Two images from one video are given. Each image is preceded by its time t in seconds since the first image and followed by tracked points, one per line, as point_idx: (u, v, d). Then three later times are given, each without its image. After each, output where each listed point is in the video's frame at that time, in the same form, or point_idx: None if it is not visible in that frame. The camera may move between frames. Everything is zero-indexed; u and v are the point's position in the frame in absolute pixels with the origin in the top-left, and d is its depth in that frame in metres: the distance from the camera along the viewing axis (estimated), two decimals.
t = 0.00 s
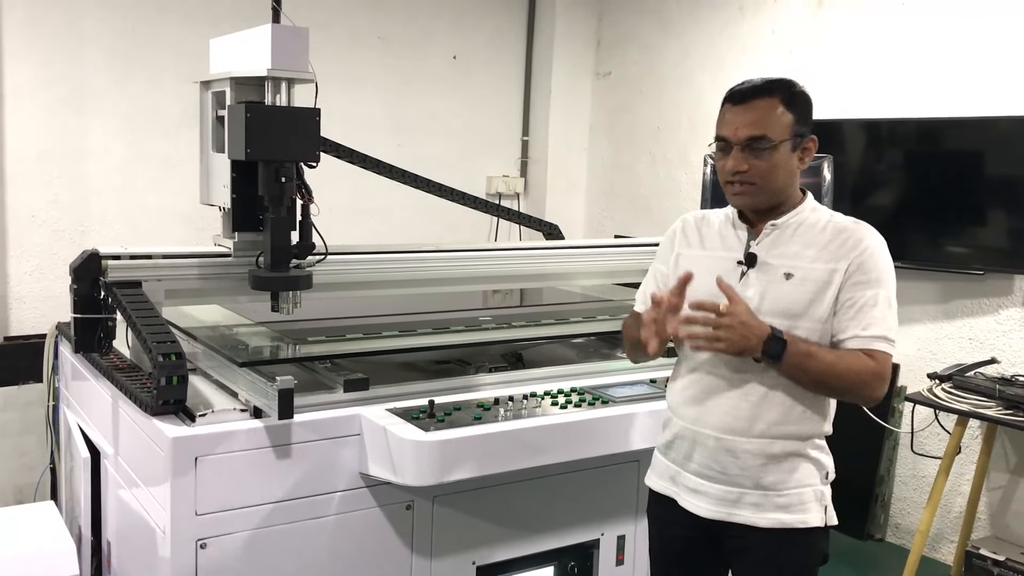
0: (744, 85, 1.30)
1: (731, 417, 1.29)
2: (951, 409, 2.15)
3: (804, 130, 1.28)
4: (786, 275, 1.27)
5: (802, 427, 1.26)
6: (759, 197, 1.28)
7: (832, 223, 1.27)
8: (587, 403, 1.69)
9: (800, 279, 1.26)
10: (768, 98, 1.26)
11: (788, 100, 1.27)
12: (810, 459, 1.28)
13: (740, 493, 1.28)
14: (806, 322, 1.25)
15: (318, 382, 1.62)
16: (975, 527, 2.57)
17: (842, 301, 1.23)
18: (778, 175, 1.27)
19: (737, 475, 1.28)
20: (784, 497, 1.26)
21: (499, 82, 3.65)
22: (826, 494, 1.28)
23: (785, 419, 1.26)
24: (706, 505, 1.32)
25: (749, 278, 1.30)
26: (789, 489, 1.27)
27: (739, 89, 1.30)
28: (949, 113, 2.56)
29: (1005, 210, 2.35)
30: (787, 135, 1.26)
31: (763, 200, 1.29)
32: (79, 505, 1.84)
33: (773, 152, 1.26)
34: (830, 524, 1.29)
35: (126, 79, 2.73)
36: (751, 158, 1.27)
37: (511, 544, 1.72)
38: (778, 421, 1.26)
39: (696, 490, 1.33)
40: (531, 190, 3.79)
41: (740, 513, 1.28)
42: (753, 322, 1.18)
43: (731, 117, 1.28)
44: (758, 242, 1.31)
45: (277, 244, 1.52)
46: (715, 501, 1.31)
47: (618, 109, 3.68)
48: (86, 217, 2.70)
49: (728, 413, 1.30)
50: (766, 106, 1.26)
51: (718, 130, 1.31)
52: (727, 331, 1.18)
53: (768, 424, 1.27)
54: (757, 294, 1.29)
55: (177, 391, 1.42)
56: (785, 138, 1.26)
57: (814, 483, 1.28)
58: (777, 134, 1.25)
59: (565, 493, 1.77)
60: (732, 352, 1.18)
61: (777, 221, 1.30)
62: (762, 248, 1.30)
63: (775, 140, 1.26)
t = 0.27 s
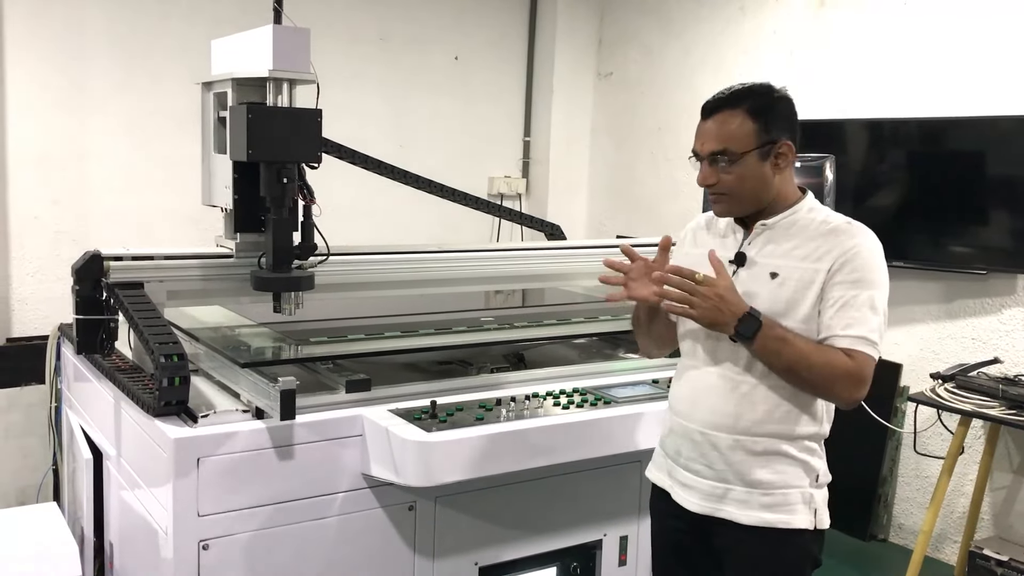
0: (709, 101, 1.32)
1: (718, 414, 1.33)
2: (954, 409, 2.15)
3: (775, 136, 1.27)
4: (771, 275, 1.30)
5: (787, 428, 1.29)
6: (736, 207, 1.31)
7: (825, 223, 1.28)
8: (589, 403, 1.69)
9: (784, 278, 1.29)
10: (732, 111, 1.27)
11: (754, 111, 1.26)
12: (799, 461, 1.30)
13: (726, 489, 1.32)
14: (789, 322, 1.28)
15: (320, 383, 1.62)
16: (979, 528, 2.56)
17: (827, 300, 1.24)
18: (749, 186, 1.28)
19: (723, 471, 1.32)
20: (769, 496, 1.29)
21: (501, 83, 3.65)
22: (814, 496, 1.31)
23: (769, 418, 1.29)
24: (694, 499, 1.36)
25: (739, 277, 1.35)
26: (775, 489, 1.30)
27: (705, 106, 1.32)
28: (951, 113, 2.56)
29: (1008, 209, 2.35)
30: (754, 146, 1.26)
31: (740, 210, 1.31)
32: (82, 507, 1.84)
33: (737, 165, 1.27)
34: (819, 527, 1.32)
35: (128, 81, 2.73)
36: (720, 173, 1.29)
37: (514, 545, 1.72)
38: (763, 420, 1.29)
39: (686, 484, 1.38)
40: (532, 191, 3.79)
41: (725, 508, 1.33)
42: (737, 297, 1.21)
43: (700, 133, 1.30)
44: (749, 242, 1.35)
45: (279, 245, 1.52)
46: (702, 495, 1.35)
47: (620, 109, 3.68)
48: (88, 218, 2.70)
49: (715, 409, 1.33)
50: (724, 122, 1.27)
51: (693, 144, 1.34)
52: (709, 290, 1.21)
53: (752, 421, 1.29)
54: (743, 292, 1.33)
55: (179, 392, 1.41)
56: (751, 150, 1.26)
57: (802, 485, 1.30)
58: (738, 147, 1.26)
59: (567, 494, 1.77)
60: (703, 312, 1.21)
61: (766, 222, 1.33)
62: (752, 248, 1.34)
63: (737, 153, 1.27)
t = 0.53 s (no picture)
0: (697, 105, 1.37)
1: (706, 412, 1.38)
2: (959, 408, 2.14)
3: (757, 137, 1.31)
4: (757, 274, 1.33)
5: (772, 427, 1.31)
6: (722, 207, 1.36)
7: (812, 224, 1.30)
8: (593, 403, 1.69)
9: (769, 277, 1.32)
10: (714, 115, 1.33)
11: (735, 114, 1.31)
12: (786, 463, 1.32)
13: (714, 485, 1.37)
14: (771, 322, 1.30)
15: (324, 382, 1.61)
16: (983, 528, 2.56)
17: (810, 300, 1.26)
18: (732, 186, 1.33)
19: (710, 468, 1.37)
20: (754, 495, 1.32)
21: (504, 83, 3.65)
22: (802, 499, 1.32)
23: (753, 417, 1.32)
24: (687, 494, 1.42)
25: (730, 276, 1.39)
26: (761, 488, 1.32)
27: (693, 111, 1.38)
28: (956, 112, 2.55)
29: (1013, 208, 2.34)
30: (735, 147, 1.31)
31: (727, 210, 1.36)
32: (86, 507, 1.84)
33: (718, 167, 1.32)
34: (810, 530, 1.33)
35: (131, 81, 2.73)
36: (704, 174, 1.34)
37: (517, 544, 1.72)
38: (748, 419, 1.32)
39: (680, 479, 1.44)
40: (536, 191, 3.78)
41: (713, 505, 1.37)
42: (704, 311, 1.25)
43: (687, 137, 1.36)
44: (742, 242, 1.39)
45: (282, 246, 1.52)
46: (693, 492, 1.40)
47: (623, 109, 3.67)
48: (92, 218, 2.70)
49: (704, 406, 1.38)
50: (703, 127, 1.33)
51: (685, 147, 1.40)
52: (678, 303, 1.24)
53: (736, 420, 1.33)
54: (730, 290, 1.37)
55: (182, 392, 1.41)
56: (732, 152, 1.31)
57: (788, 487, 1.32)
58: (719, 150, 1.31)
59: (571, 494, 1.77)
60: (671, 325, 1.24)
61: (756, 222, 1.36)
62: (743, 247, 1.38)
63: (717, 156, 1.32)
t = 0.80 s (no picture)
0: (703, 96, 1.38)
1: (699, 410, 1.39)
2: (964, 408, 2.13)
3: (758, 130, 1.31)
4: (747, 273, 1.34)
5: (759, 427, 1.31)
6: (717, 197, 1.36)
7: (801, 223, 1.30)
8: (597, 403, 1.68)
9: (758, 276, 1.32)
10: (716, 106, 1.34)
11: (736, 105, 1.32)
12: (776, 464, 1.31)
13: (705, 483, 1.38)
14: (760, 321, 1.30)
15: (327, 382, 1.61)
16: (989, 528, 2.55)
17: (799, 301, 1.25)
18: (728, 177, 1.33)
19: (702, 466, 1.38)
20: (743, 494, 1.33)
21: (508, 83, 3.65)
22: (792, 501, 1.31)
23: (741, 417, 1.33)
24: (681, 491, 1.43)
25: (725, 274, 1.39)
26: (750, 488, 1.33)
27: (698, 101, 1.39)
28: (960, 112, 2.54)
29: (1018, 208, 2.33)
30: (734, 138, 1.31)
31: (722, 200, 1.36)
32: (90, 506, 1.85)
33: (716, 156, 1.33)
34: (801, 533, 1.32)
35: (135, 81, 2.73)
36: (703, 163, 1.35)
37: (522, 544, 1.71)
38: (737, 418, 1.33)
39: (676, 477, 1.45)
40: (540, 190, 3.78)
41: (704, 502, 1.38)
42: (688, 330, 1.25)
43: (690, 126, 1.38)
44: (738, 240, 1.39)
45: (287, 245, 1.52)
46: (686, 489, 1.41)
47: (627, 108, 3.67)
48: (96, 218, 2.70)
49: (697, 406, 1.40)
50: (705, 117, 1.34)
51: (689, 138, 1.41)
52: (661, 323, 1.24)
53: (724, 419, 1.35)
54: (724, 289, 1.38)
55: (186, 391, 1.42)
56: (730, 142, 1.31)
57: (776, 488, 1.32)
58: (718, 140, 1.32)
59: (574, 494, 1.76)
60: (653, 345, 1.24)
61: (751, 220, 1.37)
62: (739, 247, 1.39)
63: (716, 145, 1.32)
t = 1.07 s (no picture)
0: (707, 91, 1.37)
1: (696, 410, 1.38)
2: (970, 409, 2.12)
3: (760, 128, 1.30)
4: (744, 272, 1.34)
5: (756, 428, 1.31)
6: (716, 193, 1.36)
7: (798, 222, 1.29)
8: (602, 403, 1.68)
9: (754, 275, 1.32)
10: (720, 102, 1.33)
11: (739, 102, 1.31)
12: (773, 465, 1.31)
13: (702, 483, 1.38)
14: (756, 319, 1.30)
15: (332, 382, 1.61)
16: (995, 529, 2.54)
17: (793, 300, 1.24)
18: (727, 173, 1.33)
19: (699, 466, 1.38)
20: (739, 495, 1.33)
21: (513, 83, 3.64)
22: (789, 502, 1.31)
23: (738, 416, 1.32)
24: (679, 491, 1.43)
25: (723, 274, 1.40)
26: (746, 489, 1.32)
27: (703, 95, 1.38)
28: (966, 111, 2.53)
29: None
30: (736, 134, 1.31)
31: (721, 196, 1.35)
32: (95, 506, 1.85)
33: (717, 151, 1.32)
34: (798, 534, 1.32)
35: (140, 81, 2.74)
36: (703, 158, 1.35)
37: (527, 545, 1.71)
38: (734, 418, 1.32)
39: (675, 476, 1.45)
40: (544, 190, 3.78)
41: (701, 502, 1.38)
42: (691, 310, 1.25)
43: (692, 121, 1.37)
44: (737, 239, 1.39)
45: (292, 245, 1.51)
46: (684, 488, 1.41)
47: (632, 108, 3.66)
48: (101, 218, 2.71)
49: (694, 406, 1.39)
50: (711, 111, 1.33)
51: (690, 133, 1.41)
52: (666, 299, 1.25)
53: (721, 419, 1.34)
54: (722, 288, 1.38)
55: (191, 391, 1.41)
56: (731, 138, 1.31)
57: (773, 489, 1.31)
58: (720, 135, 1.32)
59: (579, 495, 1.76)
60: (655, 318, 1.25)
61: (747, 219, 1.37)
62: (737, 246, 1.39)
63: (717, 139, 1.32)
